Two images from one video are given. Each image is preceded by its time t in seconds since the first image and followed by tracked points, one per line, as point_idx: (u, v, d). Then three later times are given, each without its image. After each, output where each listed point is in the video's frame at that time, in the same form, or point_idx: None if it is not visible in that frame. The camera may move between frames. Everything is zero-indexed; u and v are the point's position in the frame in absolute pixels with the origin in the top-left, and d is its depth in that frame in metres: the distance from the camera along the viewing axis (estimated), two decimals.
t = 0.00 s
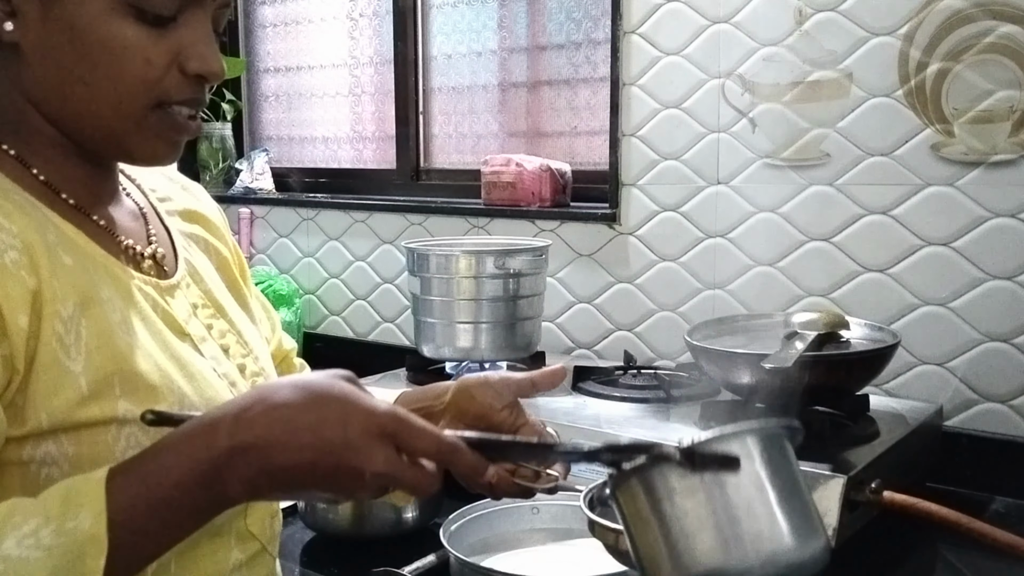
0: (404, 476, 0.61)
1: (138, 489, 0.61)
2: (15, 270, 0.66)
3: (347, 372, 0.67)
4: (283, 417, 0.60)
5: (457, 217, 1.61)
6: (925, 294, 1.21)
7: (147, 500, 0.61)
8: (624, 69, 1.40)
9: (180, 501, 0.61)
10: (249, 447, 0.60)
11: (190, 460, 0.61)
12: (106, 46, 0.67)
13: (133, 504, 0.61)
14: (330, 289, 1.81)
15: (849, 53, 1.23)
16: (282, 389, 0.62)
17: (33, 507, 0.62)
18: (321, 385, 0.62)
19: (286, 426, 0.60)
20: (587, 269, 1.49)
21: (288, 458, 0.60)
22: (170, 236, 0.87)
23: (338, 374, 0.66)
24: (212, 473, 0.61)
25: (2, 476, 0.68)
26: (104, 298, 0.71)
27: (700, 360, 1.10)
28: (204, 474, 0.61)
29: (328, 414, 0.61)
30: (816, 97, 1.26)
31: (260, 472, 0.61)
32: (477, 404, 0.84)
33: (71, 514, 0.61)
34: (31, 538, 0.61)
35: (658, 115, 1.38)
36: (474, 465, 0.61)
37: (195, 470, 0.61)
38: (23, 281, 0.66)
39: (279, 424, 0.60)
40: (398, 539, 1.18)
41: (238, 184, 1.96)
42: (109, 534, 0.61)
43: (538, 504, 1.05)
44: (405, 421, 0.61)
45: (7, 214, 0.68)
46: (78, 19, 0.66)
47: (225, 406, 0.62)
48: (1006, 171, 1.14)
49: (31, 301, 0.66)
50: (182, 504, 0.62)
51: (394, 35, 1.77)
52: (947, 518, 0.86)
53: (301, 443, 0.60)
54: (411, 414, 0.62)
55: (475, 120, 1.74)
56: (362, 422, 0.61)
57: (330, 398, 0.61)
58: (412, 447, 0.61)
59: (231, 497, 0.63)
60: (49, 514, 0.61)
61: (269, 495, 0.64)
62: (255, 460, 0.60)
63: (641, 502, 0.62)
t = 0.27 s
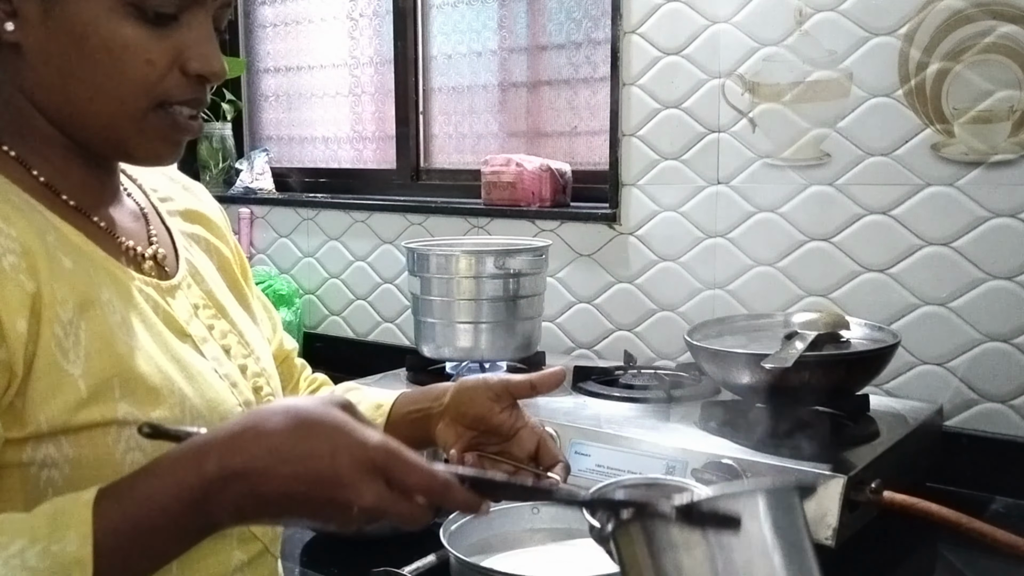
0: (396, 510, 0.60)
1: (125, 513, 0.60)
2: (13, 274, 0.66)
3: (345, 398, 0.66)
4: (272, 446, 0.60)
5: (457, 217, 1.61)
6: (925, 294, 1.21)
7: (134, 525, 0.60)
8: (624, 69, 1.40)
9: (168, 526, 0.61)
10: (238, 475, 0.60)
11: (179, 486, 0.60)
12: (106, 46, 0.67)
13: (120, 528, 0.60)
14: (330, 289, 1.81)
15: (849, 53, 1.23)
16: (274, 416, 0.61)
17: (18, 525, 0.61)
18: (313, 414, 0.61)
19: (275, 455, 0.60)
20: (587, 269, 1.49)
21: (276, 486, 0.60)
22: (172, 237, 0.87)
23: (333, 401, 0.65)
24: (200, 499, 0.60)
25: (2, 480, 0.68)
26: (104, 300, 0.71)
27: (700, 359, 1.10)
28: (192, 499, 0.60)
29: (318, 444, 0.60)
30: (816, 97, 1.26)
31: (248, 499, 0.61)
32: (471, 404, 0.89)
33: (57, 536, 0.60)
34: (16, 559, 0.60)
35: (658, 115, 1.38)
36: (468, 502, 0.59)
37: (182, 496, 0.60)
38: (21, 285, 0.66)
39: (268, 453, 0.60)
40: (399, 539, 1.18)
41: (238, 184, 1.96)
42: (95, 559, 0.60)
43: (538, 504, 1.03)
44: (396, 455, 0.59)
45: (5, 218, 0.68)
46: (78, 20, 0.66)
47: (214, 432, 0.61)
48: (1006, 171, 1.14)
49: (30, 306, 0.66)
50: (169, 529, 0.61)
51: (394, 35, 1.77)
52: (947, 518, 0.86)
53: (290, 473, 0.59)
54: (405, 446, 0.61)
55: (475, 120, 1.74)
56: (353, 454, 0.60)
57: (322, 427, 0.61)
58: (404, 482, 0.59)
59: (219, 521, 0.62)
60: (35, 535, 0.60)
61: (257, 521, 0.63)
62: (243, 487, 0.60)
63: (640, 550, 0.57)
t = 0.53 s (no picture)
0: (382, 550, 0.59)
1: (112, 541, 0.59)
2: (11, 280, 0.66)
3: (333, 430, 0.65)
4: (264, 478, 0.58)
5: (457, 216, 1.61)
6: (925, 294, 1.21)
7: (122, 552, 0.58)
8: (624, 69, 1.40)
9: (153, 555, 0.59)
10: (227, 507, 0.58)
11: (167, 516, 0.58)
12: (106, 47, 0.67)
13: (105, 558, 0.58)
14: (330, 289, 1.81)
15: (849, 53, 1.23)
16: (264, 448, 0.60)
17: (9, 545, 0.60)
18: (305, 449, 0.60)
19: (266, 489, 0.58)
20: (587, 269, 1.49)
21: (265, 521, 0.58)
22: (174, 237, 0.87)
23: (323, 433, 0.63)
24: (187, 530, 0.59)
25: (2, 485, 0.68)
26: (105, 303, 0.71)
27: (700, 360, 1.10)
28: (178, 530, 0.58)
29: (310, 480, 0.59)
30: (816, 97, 1.26)
31: (235, 531, 0.59)
32: (471, 398, 0.90)
33: (42, 565, 0.58)
34: None
35: (658, 115, 1.38)
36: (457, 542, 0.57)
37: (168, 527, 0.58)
38: (20, 291, 0.66)
39: (259, 486, 0.58)
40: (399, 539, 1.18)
41: (238, 184, 1.96)
42: None
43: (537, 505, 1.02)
44: (388, 497, 0.59)
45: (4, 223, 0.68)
46: (78, 22, 0.66)
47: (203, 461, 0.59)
48: (1006, 171, 1.14)
49: (30, 312, 0.66)
50: (153, 558, 0.59)
51: (394, 35, 1.77)
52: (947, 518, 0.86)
53: (281, 508, 0.58)
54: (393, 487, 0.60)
55: (475, 120, 1.74)
56: (345, 493, 0.59)
57: (312, 462, 0.59)
58: (394, 525, 0.59)
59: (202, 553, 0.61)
60: (20, 561, 0.59)
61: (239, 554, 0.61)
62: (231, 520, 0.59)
63: None
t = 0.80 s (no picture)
0: (394, 565, 0.60)
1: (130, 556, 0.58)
2: (13, 283, 0.66)
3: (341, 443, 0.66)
4: (280, 496, 0.59)
5: (457, 216, 1.61)
6: (925, 294, 1.21)
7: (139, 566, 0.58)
8: (624, 69, 1.40)
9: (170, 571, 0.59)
10: (243, 525, 0.59)
11: (182, 531, 0.58)
12: (106, 48, 0.67)
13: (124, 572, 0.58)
14: (330, 289, 1.82)
15: (849, 53, 1.23)
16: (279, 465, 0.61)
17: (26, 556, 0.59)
18: (318, 466, 0.61)
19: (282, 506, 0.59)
20: (586, 269, 1.49)
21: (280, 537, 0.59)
22: (174, 235, 0.87)
23: (333, 450, 0.64)
24: (203, 547, 0.59)
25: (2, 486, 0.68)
26: (107, 304, 0.72)
27: (700, 359, 1.10)
28: (194, 547, 0.59)
29: (323, 496, 0.60)
30: (816, 97, 1.26)
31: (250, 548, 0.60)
32: (477, 388, 0.91)
33: None
34: None
35: (658, 115, 1.38)
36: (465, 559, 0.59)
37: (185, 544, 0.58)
38: (22, 294, 0.66)
39: (276, 504, 0.59)
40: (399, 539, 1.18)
41: (238, 184, 1.96)
42: None
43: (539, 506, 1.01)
44: (400, 513, 0.60)
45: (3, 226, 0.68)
46: (78, 22, 0.66)
47: (217, 479, 0.60)
48: (1006, 171, 1.14)
49: (31, 315, 0.66)
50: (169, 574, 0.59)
51: (394, 35, 1.77)
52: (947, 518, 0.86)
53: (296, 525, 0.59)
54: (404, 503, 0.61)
55: (475, 120, 1.74)
56: (358, 509, 0.60)
57: (325, 478, 0.60)
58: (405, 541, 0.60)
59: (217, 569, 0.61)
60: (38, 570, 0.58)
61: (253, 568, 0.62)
62: (246, 537, 0.59)
63: None
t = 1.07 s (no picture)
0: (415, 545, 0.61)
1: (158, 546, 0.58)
2: (22, 279, 0.66)
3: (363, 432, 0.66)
4: (304, 482, 0.59)
5: (457, 216, 1.61)
6: (925, 294, 1.21)
7: (168, 556, 0.58)
8: (624, 69, 1.40)
9: (200, 560, 0.59)
10: (271, 511, 0.59)
11: (210, 520, 0.58)
12: (108, 47, 0.67)
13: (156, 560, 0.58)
14: (330, 289, 1.82)
15: (849, 53, 1.23)
16: (303, 451, 0.61)
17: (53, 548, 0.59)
18: (340, 451, 0.61)
19: (307, 491, 0.59)
20: (586, 269, 1.49)
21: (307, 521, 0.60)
22: (176, 232, 0.87)
23: (355, 436, 0.64)
24: (230, 535, 0.59)
25: (10, 481, 0.68)
26: (114, 300, 0.72)
27: (700, 360, 1.10)
28: (221, 536, 0.59)
29: (347, 481, 0.60)
30: (816, 97, 1.26)
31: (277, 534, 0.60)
32: (483, 389, 0.90)
33: (93, 567, 0.57)
34: None
35: (658, 115, 1.38)
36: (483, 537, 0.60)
37: (212, 532, 0.59)
38: (33, 291, 0.66)
39: (302, 490, 0.59)
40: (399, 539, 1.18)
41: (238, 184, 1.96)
42: None
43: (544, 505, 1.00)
44: (420, 495, 0.60)
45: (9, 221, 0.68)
46: (80, 22, 0.66)
47: (245, 467, 0.60)
48: (1006, 171, 1.14)
49: (42, 312, 0.66)
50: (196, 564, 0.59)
51: (393, 35, 1.77)
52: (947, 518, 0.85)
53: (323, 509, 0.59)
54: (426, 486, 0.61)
55: (475, 120, 1.74)
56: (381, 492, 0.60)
57: (349, 463, 0.61)
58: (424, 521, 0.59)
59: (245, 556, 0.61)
60: (72, 562, 0.57)
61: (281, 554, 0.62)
62: (273, 523, 0.59)
63: None
